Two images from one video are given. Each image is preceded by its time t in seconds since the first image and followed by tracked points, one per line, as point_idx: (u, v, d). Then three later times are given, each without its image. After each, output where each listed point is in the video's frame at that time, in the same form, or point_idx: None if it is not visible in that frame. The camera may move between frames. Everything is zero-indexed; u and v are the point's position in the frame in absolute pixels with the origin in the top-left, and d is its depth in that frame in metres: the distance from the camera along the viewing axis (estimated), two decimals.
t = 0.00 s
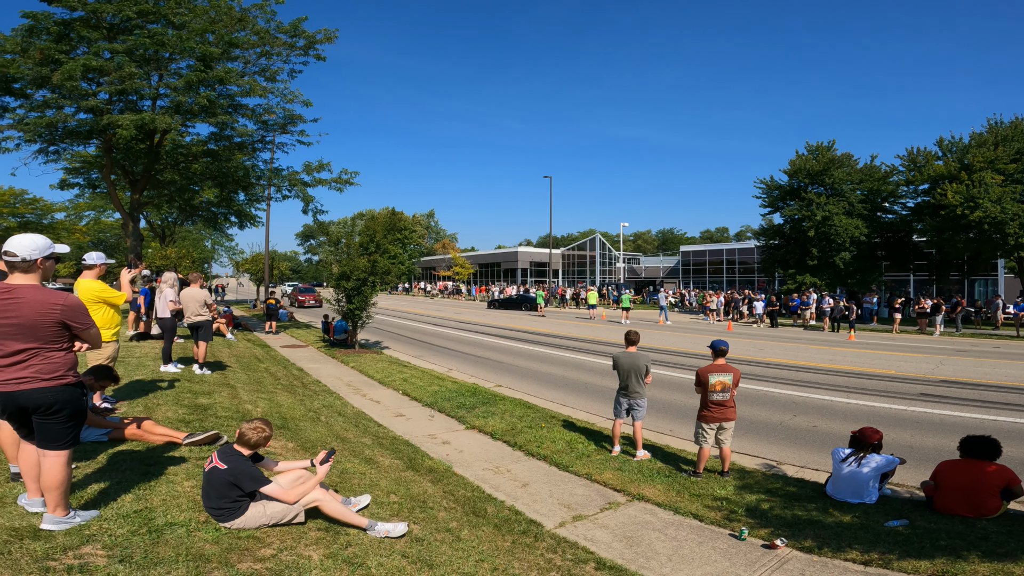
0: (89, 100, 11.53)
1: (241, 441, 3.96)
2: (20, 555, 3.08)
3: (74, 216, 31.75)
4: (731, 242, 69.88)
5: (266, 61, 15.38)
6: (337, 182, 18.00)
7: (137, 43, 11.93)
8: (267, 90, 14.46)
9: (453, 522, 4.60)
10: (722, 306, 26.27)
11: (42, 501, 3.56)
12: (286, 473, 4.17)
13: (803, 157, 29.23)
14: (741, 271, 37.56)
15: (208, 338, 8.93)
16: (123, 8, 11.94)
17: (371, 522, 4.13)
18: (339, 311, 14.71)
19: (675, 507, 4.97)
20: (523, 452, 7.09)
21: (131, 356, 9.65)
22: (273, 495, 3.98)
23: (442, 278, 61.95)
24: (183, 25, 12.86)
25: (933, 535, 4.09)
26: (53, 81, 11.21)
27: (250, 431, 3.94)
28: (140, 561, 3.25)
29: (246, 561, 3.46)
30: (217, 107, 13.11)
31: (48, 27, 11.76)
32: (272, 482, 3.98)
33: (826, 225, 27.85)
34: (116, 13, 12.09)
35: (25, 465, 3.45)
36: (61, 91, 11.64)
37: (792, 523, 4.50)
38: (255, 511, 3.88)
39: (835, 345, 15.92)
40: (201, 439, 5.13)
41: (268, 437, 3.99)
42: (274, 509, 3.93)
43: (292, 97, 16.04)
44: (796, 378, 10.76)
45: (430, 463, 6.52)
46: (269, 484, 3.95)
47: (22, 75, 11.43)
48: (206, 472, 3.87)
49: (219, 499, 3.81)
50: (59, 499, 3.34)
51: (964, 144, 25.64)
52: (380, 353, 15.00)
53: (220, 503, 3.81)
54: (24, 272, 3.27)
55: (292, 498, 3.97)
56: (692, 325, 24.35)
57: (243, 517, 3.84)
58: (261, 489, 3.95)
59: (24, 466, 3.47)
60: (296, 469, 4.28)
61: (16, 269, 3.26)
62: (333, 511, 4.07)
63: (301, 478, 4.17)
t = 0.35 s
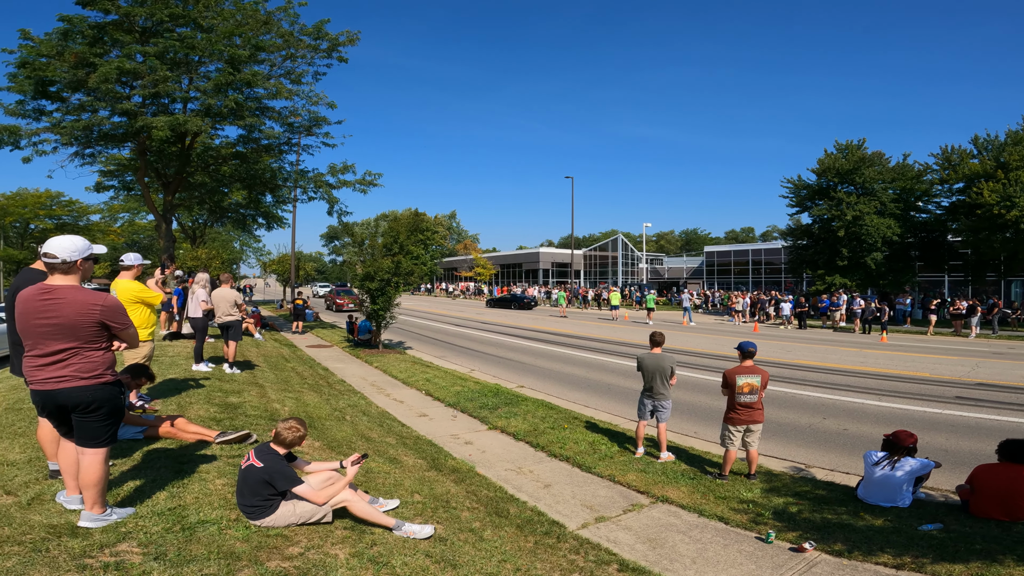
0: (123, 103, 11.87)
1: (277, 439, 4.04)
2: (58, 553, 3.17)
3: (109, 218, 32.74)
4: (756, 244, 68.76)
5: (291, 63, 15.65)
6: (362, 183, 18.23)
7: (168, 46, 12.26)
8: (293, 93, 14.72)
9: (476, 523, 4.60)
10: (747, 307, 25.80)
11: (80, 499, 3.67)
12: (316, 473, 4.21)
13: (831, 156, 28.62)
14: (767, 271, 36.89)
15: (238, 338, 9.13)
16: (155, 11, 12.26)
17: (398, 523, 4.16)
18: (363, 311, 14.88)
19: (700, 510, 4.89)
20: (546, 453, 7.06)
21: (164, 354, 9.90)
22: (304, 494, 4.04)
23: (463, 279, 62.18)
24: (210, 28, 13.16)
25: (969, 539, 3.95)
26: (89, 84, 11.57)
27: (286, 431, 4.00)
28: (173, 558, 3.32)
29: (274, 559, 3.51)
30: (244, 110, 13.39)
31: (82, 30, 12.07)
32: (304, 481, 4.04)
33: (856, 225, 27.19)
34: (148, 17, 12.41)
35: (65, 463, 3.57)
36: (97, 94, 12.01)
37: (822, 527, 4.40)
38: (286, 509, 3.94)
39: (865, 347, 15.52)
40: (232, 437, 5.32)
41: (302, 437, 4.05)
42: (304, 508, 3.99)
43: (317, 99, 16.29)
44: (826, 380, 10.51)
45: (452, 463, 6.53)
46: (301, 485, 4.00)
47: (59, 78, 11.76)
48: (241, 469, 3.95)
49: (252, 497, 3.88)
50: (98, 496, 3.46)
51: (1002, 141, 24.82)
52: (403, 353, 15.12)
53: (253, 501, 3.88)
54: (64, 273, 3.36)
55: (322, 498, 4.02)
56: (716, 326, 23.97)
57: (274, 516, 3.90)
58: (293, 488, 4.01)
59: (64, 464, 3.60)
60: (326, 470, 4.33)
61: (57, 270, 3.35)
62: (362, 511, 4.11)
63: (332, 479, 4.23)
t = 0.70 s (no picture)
0: (149, 105, 12.12)
1: (296, 439, 4.07)
2: (85, 550, 3.23)
3: (135, 219, 33.46)
4: (777, 244, 67.81)
5: (311, 65, 15.85)
6: (380, 185, 18.37)
7: (192, 48, 12.52)
8: (313, 94, 14.89)
9: (492, 523, 4.59)
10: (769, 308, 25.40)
11: (106, 497, 3.75)
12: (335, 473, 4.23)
13: (855, 155, 28.08)
14: (789, 272, 36.32)
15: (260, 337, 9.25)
16: (180, 14, 12.51)
17: (416, 522, 4.16)
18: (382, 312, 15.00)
19: (719, 512, 4.81)
20: (563, 454, 7.03)
21: (188, 353, 10.08)
22: (321, 494, 4.05)
23: (480, 279, 62.27)
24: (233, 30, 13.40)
25: (997, 543, 3.83)
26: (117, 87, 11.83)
27: (306, 430, 4.04)
28: (196, 557, 3.36)
29: (294, 557, 3.54)
30: (266, 112, 13.59)
31: (110, 32, 12.39)
32: (322, 480, 4.06)
33: (882, 225, 26.60)
34: (173, 19, 12.66)
35: (92, 462, 3.65)
36: (123, 96, 12.27)
37: (844, 531, 4.29)
38: (305, 508, 3.95)
39: (890, 349, 15.19)
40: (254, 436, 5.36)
41: (319, 436, 4.07)
42: (323, 508, 4.00)
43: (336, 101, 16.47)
44: (849, 382, 10.30)
45: (469, 463, 6.54)
46: (320, 484, 4.02)
47: (88, 81, 12.05)
48: (262, 468, 3.99)
49: (272, 496, 3.91)
50: (124, 495, 3.53)
51: None
52: (420, 353, 15.20)
53: (272, 500, 3.91)
54: (92, 274, 3.43)
55: (341, 497, 4.04)
56: (736, 327, 23.65)
57: (294, 515, 3.92)
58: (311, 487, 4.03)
59: (91, 463, 3.67)
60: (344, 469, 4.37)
61: (85, 271, 3.41)
62: (380, 511, 4.12)
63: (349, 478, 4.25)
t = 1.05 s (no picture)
0: (164, 107, 12.28)
1: (307, 438, 4.09)
2: (102, 549, 3.27)
3: (150, 220, 33.89)
4: (789, 244, 67.19)
5: (322, 66, 15.97)
6: (391, 185, 18.46)
7: (207, 50, 12.67)
8: (324, 96, 14.99)
9: (503, 523, 4.58)
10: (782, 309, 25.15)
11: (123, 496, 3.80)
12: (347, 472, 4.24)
13: (870, 155, 27.74)
14: (802, 273, 35.96)
15: (273, 337, 9.33)
16: (195, 16, 12.66)
17: (427, 522, 4.17)
18: (393, 312, 15.05)
19: (731, 513, 4.76)
20: (573, 454, 7.00)
21: (202, 353, 10.19)
22: (333, 493, 4.07)
23: (490, 279, 62.29)
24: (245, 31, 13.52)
25: (1016, 546, 3.75)
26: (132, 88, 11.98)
27: (316, 429, 4.06)
28: (210, 556, 3.38)
29: (307, 557, 3.56)
30: (279, 113, 13.70)
31: (126, 33, 12.56)
32: (333, 479, 4.08)
33: (898, 225, 26.24)
34: (188, 21, 12.80)
35: (109, 461, 3.69)
36: (139, 98, 12.42)
37: (859, 532, 4.23)
38: (318, 507, 3.97)
39: (905, 350, 14.99)
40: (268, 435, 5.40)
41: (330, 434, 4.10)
42: (335, 507, 4.02)
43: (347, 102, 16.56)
44: (864, 383, 10.17)
45: (480, 463, 6.54)
46: (332, 482, 4.04)
47: (104, 82, 12.21)
48: (275, 468, 4.01)
49: (285, 495, 3.93)
50: (139, 494, 3.56)
51: None
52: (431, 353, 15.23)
53: (286, 499, 3.93)
54: (111, 274, 3.47)
55: (352, 496, 4.06)
56: (749, 328, 23.45)
57: (306, 514, 3.94)
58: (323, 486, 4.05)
59: (107, 461, 3.71)
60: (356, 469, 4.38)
61: (104, 270, 3.45)
62: (391, 510, 4.14)
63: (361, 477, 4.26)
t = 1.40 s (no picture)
0: (193, 109, 12.59)
1: (332, 437, 4.13)
2: (132, 546, 3.34)
3: (181, 221, 34.72)
4: (816, 245, 65.83)
5: (345, 68, 16.19)
6: (413, 186, 18.60)
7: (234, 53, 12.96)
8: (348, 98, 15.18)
9: (523, 524, 4.56)
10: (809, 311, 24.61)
11: (154, 493, 3.88)
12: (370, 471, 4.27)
13: (902, 154, 27.01)
14: (831, 274, 35.16)
15: (299, 337, 9.46)
16: (221, 19, 12.93)
17: (448, 522, 4.17)
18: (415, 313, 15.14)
19: (755, 517, 4.67)
20: (594, 456, 6.94)
21: (230, 352, 10.39)
22: (356, 492, 4.10)
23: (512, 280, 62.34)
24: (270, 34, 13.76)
25: None
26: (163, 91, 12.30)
27: (341, 428, 4.10)
28: (236, 553, 3.43)
29: (329, 555, 3.58)
30: (303, 115, 13.92)
31: (157, 37, 12.88)
32: (356, 478, 4.11)
33: (931, 225, 25.39)
34: (215, 24, 13.07)
35: (141, 458, 3.76)
36: (169, 101, 12.73)
37: (888, 537, 4.10)
38: (340, 506, 4.01)
39: (938, 353, 14.52)
40: (293, 434, 5.47)
41: (354, 433, 4.13)
42: (358, 506, 4.05)
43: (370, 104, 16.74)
44: (896, 387, 9.87)
45: (501, 464, 6.53)
46: (355, 481, 4.07)
47: (136, 86, 12.55)
48: (300, 466, 4.05)
49: (310, 493, 3.98)
50: (170, 491, 3.64)
51: None
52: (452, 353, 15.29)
53: (310, 497, 3.97)
54: (145, 274, 3.56)
55: (374, 496, 4.08)
56: (775, 330, 22.99)
57: (330, 512, 3.98)
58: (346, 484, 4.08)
59: (139, 459, 3.80)
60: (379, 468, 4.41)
61: (139, 271, 3.54)
62: (413, 511, 4.15)
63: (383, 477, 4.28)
